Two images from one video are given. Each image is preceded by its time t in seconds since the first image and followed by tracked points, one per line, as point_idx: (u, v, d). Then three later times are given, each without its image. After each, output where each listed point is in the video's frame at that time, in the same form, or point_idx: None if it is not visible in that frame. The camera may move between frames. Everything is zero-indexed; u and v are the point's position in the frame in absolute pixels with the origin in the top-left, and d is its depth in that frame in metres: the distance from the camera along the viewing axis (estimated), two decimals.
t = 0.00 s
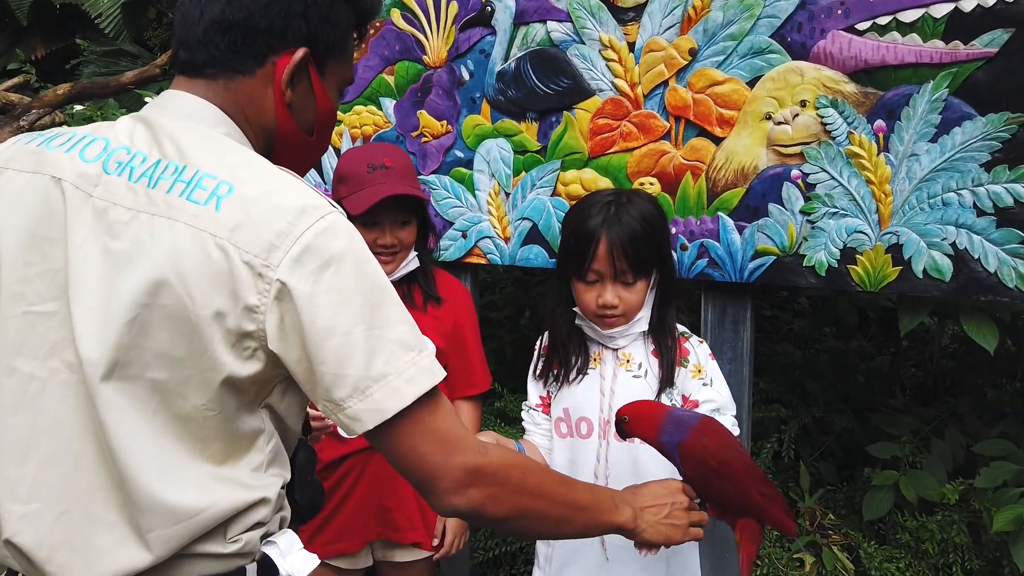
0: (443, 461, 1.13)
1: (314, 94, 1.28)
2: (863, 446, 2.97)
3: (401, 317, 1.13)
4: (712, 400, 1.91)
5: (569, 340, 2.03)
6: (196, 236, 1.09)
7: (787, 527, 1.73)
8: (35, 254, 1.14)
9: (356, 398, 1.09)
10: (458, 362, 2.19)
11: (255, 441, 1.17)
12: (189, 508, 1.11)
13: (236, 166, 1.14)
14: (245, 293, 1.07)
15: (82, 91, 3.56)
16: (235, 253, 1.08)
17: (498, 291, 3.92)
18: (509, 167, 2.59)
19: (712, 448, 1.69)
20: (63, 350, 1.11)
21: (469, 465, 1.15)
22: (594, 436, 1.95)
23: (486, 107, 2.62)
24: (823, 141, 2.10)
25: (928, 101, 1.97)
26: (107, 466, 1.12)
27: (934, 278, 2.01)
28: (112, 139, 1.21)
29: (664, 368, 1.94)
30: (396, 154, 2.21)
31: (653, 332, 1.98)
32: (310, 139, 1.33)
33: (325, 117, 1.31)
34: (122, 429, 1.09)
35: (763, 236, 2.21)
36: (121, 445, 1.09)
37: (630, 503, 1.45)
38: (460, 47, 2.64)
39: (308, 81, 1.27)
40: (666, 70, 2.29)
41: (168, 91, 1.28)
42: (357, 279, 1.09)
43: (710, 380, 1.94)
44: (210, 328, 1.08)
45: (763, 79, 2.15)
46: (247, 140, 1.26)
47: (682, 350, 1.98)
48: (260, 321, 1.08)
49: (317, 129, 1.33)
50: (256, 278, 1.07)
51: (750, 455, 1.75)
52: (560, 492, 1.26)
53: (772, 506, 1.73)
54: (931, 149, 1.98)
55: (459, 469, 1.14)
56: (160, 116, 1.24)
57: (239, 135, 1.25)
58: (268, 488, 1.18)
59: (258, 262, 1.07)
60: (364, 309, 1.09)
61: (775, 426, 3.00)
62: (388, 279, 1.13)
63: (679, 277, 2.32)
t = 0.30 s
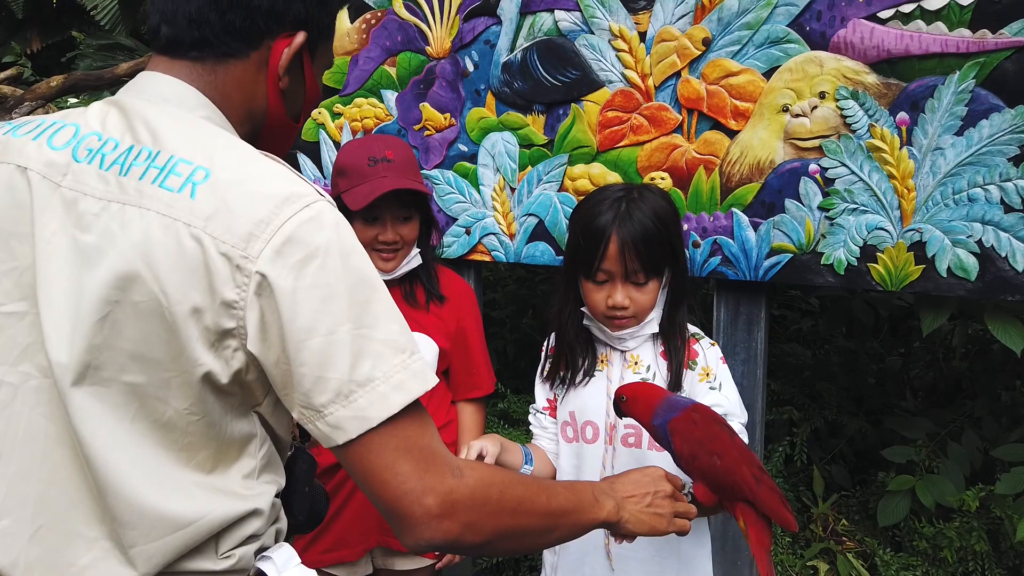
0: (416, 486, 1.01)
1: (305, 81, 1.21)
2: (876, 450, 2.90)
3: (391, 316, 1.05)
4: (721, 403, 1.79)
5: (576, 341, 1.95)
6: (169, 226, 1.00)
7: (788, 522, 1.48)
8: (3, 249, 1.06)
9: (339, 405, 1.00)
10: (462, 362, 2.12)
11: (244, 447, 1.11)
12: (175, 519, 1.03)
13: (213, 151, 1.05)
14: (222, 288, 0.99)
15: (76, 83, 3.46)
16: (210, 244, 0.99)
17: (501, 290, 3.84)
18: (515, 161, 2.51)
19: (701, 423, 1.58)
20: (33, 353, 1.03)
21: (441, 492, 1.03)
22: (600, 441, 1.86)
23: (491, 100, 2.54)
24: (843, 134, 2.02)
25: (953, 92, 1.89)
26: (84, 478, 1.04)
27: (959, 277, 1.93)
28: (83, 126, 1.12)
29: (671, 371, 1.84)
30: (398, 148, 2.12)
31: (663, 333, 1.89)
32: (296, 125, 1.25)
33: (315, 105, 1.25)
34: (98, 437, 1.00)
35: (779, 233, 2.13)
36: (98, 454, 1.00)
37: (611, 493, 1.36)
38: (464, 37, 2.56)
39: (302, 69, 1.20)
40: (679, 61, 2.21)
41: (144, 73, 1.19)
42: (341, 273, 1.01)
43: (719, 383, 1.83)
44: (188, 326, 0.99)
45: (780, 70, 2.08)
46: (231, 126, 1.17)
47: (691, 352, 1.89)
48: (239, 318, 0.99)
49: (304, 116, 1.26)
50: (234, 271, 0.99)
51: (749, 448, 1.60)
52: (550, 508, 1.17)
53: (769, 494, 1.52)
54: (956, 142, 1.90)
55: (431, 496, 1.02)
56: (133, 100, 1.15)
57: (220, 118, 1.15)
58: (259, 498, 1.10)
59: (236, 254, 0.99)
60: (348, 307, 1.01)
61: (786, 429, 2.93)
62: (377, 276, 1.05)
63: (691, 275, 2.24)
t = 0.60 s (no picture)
0: (386, 491, 0.93)
1: (254, 49, 1.11)
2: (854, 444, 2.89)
3: (356, 307, 0.95)
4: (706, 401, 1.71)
5: (556, 337, 1.87)
6: (105, 212, 0.91)
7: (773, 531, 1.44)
8: None
9: (298, 405, 0.91)
10: (439, 358, 2.03)
11: (199, 451, 1.01)
12: (120, 533, 0.93)
13: (152, 127, 0.95)
14: (166, 280, 0.89)
15: (31, 63, 3.29)
16: (152, 230, 0.90)
17: (476, 281, 3.76)
18: (494, 149, 2.43)
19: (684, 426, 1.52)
20: None
21: (413, 495, 0.95)
22: (581, 440, 1.79)
23: (469, 85, 2.45)
24: (832, 124, 1.98)
25: (946, 82, 1.86)
26: (17, 492, 0.95)
27: (948, 271, 1.90)
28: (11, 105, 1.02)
29: (655, 367, 1.77)
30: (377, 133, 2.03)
31: (647, 328, 1.82)
32: (244, 99, 1.15)
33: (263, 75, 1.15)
34: (29, 445, 0.91)
35: (765, 226, 2.09)
36: (30, 465, 0.91)
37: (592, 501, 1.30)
38: (442, 20, 2.46)
39: (250, 34, 1.10)
40: (665, 47, 2.14)
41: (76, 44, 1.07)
42: (300, 261, 0.91)
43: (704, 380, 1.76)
44: (130, 323, 0.90)
45: (770, 58, 2.03)
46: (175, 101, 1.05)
47: (675, 348, 1.80)
48: (187, 312, 0.90)
49: (252, 89, 1.16)
50: (180, 260, 0.89)
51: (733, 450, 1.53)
52: (532, 515, 1.10)
53: (752, 501, 1.46)
54: (948, 134, 1.87)
55: (402, 500, 0.94)
56: (63, 73, 1.03)
57: (163, 92, 1.03)
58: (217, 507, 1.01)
59: (182, 241, 0.89)
60: (308, 299, 0.91)
61: (765, 423, 2.90)
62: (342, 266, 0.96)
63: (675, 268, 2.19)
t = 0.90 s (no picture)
0: (334, 475, 0.86)
1: None
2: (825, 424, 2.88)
3: (303, 279, 0.87)
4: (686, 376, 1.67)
5: (529, 319, 1.79)
6: (18, 172, 0.81)
7: (761, 517, 1.41)
8: None
9: (238, 385, 0.83)
10: (407, 342, 1.95)
11: (131, 437, 0.93)
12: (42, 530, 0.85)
13: (72, 78, 0.85)
14: (90, 247, 0.80)
15: None
16: (73, 193, 0.81)
17: (441, 266, 3.67)
18: (461, 127, 2.35)
19: (668, 415, 1.46)
20: None
21: (360, 485, 0.88)
22: (556, 423, 1.73)
23: (434, 60, 2.36)
24: (807, 97, 1.95)
25: (922, 53, 1.83)
26: None
27: (924, 246, 1.88)
28: None
29: (631, 345, 1.71)
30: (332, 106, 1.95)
31: (621, 306, 1.76)
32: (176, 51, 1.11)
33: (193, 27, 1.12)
34: None
35: (740, 202, 2.04)
36: None
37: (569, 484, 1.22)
38: None
39: None
40: (636, 19, 2.08)
41: None
42: (241, 230, 0.83)
43: (682, 356, 1.71)
44: (48, 295, 0.81)
45: (744, 29, 1.98)
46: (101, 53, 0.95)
47: (651, 325, 1.75)
48: (115, 284, 0.81)
49: (183, 41, 1.12)
50: (104, 225, 0.80)
51: (719, 433, 1.48)
52: (496, 503, 1.02)
53: (740, 488, 1.42)
54: (924, 106, 1.84)
55: (347, 490, 0.87)
56: None
57: (86, 47, 0.93)
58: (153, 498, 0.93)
59: (107, 205, 0.80)
60: (248, 272, 0.83)
61: (737, 404, 2.87)
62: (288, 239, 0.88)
63: (648, 247, 2.13)
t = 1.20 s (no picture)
0: (123, 518, 0.79)
1: None
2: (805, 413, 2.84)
3: (196, 269, 0.82)
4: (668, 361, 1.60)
5: (500, 311, 1.71)
6: None
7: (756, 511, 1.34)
8: None
9: (85, 373, 0.76)
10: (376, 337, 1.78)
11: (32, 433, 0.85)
12: None
13: None
14: None
15: None
16: None
17: (414, 255, 3.58)
18: (432, 108, 2.26)
19: (656, 409, 1.39)
20: None
21: (157, 521, 0.80)
22: (533, 416, 1.65)
23: (403, 38, 2.27)
24: (789, 76, 1.88)
25: (907, 30, 1.78)
26: None
27: (909, 229, 1.83)
28: None
29: (609, 332, 1.65)
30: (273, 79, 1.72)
31: (596, 292, 1.69)
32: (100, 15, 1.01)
33: None
34: None
35: (720, 185, 1.98)
36: None
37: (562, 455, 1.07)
38: None
39: None
40: None
41: None
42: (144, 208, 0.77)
43: (663, 342, 1.65)
44: None
45: (724, 6, 1.92)
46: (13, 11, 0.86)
47: (628, 310, 1.69)
48: None
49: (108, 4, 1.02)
50: None
51: (711, 427, 1.41)
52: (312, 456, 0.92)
53: (735, 483, 1.35)
54: (909, 84, 1.79)
55: (143, 533, 0.80)
56: None
57: None
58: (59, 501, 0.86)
59: None
60: (145, 255, 0.77)
61: (716, 393, 2.82)
62: (199, 223, 0.83)
63: (626, 232, 2.07)
